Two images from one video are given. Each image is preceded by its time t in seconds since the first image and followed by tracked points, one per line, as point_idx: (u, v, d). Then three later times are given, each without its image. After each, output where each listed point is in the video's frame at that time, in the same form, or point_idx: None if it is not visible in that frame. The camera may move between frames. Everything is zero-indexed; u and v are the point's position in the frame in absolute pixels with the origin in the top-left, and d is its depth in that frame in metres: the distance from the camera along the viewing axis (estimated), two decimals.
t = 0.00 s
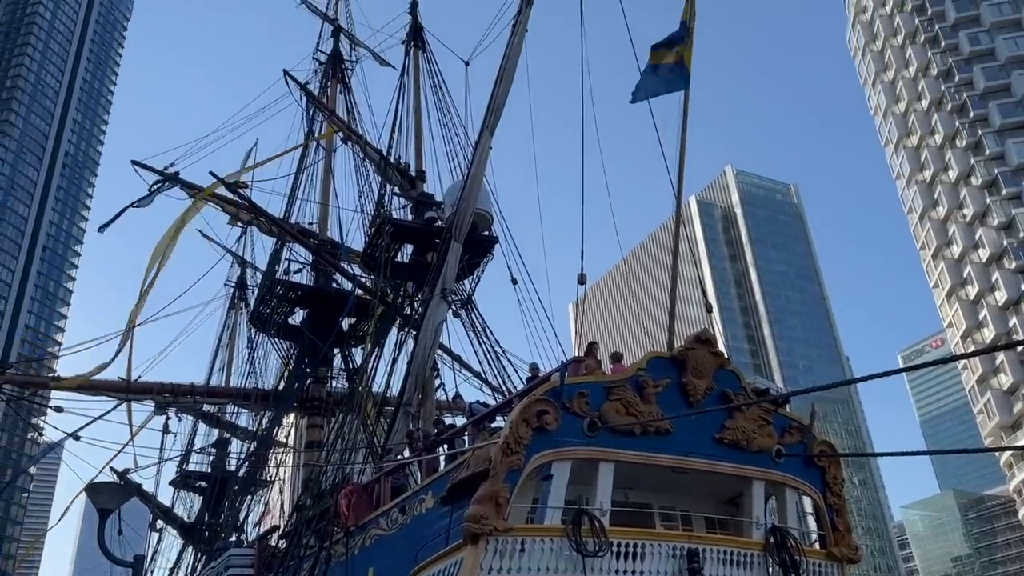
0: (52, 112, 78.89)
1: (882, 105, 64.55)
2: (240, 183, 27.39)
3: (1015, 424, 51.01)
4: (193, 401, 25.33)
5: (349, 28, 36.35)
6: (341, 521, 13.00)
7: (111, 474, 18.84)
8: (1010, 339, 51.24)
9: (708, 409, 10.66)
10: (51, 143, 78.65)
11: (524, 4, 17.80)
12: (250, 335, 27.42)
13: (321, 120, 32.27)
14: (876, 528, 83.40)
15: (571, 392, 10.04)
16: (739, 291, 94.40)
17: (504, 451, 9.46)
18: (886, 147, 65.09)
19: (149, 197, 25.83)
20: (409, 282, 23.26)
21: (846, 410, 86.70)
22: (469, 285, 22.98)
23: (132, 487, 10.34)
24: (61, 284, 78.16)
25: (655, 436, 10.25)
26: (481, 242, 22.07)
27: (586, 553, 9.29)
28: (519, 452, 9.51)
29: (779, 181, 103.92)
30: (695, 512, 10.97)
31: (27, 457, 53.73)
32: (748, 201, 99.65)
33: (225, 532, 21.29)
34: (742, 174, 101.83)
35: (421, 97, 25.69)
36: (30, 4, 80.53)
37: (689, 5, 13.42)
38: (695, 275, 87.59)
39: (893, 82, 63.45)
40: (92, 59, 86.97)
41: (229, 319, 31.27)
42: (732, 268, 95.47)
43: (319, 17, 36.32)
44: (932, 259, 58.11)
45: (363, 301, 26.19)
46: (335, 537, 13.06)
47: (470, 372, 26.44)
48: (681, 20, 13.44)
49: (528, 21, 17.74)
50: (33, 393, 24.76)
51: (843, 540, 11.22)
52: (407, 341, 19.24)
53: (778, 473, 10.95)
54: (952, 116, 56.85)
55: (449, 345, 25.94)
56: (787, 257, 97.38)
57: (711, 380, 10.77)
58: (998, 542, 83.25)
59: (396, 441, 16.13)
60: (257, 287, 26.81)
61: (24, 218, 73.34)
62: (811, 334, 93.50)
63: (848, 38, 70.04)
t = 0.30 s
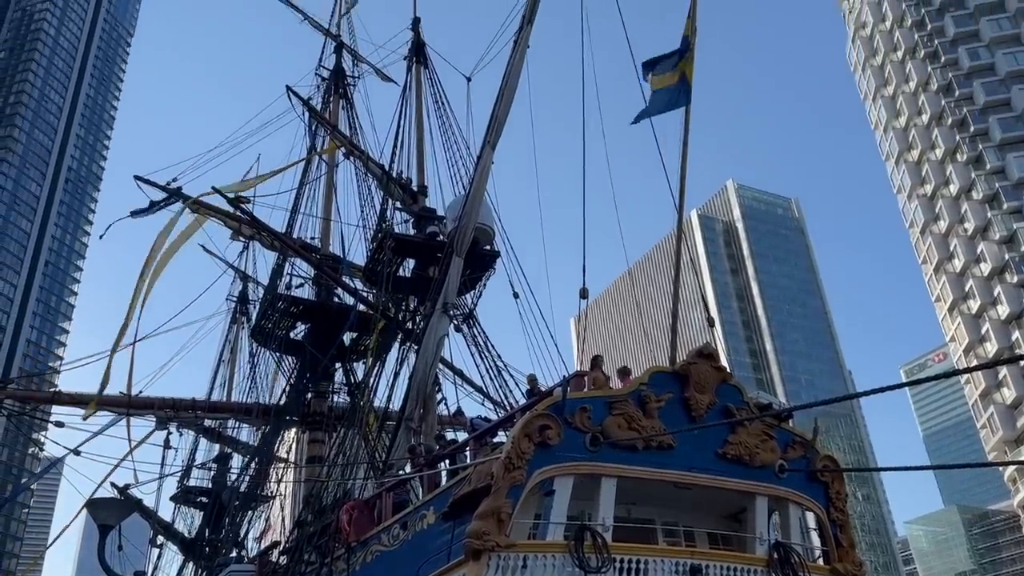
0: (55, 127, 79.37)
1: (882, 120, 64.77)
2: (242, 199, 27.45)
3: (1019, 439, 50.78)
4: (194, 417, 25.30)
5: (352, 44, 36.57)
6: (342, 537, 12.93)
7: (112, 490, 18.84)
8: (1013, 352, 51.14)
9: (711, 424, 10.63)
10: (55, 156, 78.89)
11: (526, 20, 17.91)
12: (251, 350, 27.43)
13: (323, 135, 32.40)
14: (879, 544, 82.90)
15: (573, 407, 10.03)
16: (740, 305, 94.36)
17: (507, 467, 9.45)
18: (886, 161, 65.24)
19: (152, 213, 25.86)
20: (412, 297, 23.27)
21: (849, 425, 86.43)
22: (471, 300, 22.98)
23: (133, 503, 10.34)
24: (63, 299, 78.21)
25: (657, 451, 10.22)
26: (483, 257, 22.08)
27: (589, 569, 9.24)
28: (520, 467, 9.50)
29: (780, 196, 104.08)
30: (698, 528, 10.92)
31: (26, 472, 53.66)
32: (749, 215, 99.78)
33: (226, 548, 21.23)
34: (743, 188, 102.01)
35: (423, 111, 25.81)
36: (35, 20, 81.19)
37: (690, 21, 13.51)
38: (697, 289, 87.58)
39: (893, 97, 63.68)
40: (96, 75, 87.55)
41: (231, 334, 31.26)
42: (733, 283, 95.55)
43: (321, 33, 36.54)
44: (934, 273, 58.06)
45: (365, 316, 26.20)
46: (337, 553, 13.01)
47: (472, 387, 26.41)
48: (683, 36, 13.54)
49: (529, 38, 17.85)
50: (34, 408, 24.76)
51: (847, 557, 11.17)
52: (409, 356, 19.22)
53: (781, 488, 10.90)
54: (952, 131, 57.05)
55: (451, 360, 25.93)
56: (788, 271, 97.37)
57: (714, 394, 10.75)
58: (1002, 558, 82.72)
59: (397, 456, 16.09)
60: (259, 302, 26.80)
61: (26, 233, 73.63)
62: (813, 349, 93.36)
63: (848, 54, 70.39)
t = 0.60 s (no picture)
0: (58, 143, 79.86)
1: (883, 136, 64.98)
2: (245, 215, 27.49)
3: None
4: (195, 432, 25.24)
5: (355, 60, 36.81)
6: (343, 554, 12.87)
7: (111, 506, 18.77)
8: (1015, 368, 51.02)
9: (713, 440, 10.60)
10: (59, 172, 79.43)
11: (527, 37, 17.99)
12: (252, 366, 27.42)
13: (325, 150, 32.55)
14: (884, 560, 82.42)
15: (575, 423, 10.00)
16: (742, 320, 94.31)
17: (509, 483, 9.42)
18: (886, 176, 65.39)
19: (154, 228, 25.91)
20: (414, 313, 23.26)
21: (852, 441, 86.14)
22: (473, 315, 22.99)
23: (133, 519, 10.28)
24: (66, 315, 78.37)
25: (660, 468, 10.19)
26: (484, 272, 22.09)
27: None
28: (522, 484, 9.47)
29: (781, 212, 104.21)
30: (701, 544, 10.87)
31: (26, 488, 53.62)
32: (750, 231, 99.87)
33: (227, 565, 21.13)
34: (744, 204, 102.21)
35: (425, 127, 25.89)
36: (40, 38, 81.95)
37: (691, 37, 13.56)
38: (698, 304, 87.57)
39: (893, 113, 63.90)
40: (100, 91, 88.16)
41: (233, 350, 31.23)
42: (735, 298, 95.56)
43: (324, 50, 36.71)
44: (936, 288, 58.06)
45: (366, 331, 26.19)
46: (338, 571, 12.95)
47: (473, 402, 26.39)
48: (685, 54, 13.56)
49: (531, 54, 17.95)
50: (35, 424, 24.71)
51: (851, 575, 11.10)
52: (410, 371, 19.20)
53: (784, 505, 10.86)
54: (953, 147, 57.20)
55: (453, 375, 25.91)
56: (790, 287, 97.34)
57: (716, 410, 10.72)
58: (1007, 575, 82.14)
59: (398, 473, 16.03)
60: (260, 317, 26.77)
61: (30, 248, 73.95)
62: (815, 364, 93.20)
63: (849, 70, 70.67)
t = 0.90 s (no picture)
0: (60, 156, 80.18)
1: (883, 149, 65.11)
2: (246, 227, 27.52)
3: None
4: (195, 445, 25.16)
5: (356, 74, 36.93)
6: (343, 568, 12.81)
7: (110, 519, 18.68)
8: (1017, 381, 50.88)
9: (714, 453, 10.56)
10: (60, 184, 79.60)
11: (528, 51, 18.07)
12: (253, 378, 27.40)
13: (327, 163, 32.63)
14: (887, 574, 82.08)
15: (576, 435, 9.96)
16: (743, 333, 94.18)
17: (510, 496, 9.38)
18: (887, 189, 65.48)
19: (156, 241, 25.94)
20: (415, 325, 23.24)
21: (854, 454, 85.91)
22: (473, 327, 22.97)
23: (133, 532, 10.24)
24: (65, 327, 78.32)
25: (661, 481, 10.14)
26: (485, 284, 22.09)
27: None
28: (523, 497, 9.43)
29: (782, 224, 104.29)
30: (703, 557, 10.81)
31: (26, 501, 53.51)
32: (751, 243, 99.92)
33: None
34: (744, 216, 102.30)
35: (426, 140, 25.96)
36: (43, 51, 82.34)
37: (691, 50, 13.61)
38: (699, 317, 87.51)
39: (893, 126, 64.07)
40: (102, 104, 88.58)
41: (233, 363, 31.23)
42: (736, 311, 95.49)
43: (326, 63, 36.83)
44: (937, 301, 58.01)
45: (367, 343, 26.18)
46: None
47: (474, 415, 26.37)
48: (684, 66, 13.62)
49: (531, 67, 18.00)
50: (34, 437, 24.62)
51: None
52: (411, 385, 19.17)
53: (786, 519, 10.81)
54: (953, 159, 57.30)
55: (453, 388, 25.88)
56: (791, 299, 97.28)
57: (718, 423, 10.69)
58: None
59: (399, 485, 15.95)
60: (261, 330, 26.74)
61: (31, 260, 73.99)
62: (816, 377, 93.00)
63: (849, 83, 70.84)
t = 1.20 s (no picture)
0: (62, 170, 80.49)
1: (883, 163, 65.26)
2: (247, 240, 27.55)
3: None
4: (195, 459, 25.08)
5: (358, 88, 37.12)
6: None
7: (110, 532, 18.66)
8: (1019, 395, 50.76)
9: (716, 467, 10.53)
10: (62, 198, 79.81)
11: (529, 66, 18.15)
12: (253, 392, 27.37)
13: (328, 177, 32.73)
14: None
15: (577, 449, 9.93)
16: (745, 346, 94.03)
17: (511, 510, 9.35)
18: (887, 202, 65.57)
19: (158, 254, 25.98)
20: (416, 338, 23.23)
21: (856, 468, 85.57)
22: (474, 341, 22.96)
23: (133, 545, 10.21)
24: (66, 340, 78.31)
25: (663, 495, 10.11)
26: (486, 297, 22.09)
27: None
28: (524, 511, 9.40)
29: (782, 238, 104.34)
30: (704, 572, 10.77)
31: (25, 515, 53.23)
32: (751, 257, 99.94)
33: None
34: (745, 230, 102.39)
35: (427, 154, 26.04)
36: (46, 66, 82.83)
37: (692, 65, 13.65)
38: (700, 330, 87.47)
39: (893, 140, 64.25)
40: (105, 119, 88.96)
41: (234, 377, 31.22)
42: (737, 324, 95.36)
43: (328, 78, 37.02)
44: (938, 314, 57.95)
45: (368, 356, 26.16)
46: None
47: (474, 428, 26.33)
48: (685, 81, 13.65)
49: (533, 82, 18.07)
50: (34, 450, 24.57)
51: None
52: (411, 398, 19.14)
53: (789, 533, 10.76)
54: (953, 173, 57.42)
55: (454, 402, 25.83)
56: (792, 312, 97.21)
57: (719, 437, 10.67)
58: None
59: (399, 499, 15.87)
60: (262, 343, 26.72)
61: (32, 274, 74.07)
62: (818, 391, 92.76)
63: (849, 97, 71.04)
